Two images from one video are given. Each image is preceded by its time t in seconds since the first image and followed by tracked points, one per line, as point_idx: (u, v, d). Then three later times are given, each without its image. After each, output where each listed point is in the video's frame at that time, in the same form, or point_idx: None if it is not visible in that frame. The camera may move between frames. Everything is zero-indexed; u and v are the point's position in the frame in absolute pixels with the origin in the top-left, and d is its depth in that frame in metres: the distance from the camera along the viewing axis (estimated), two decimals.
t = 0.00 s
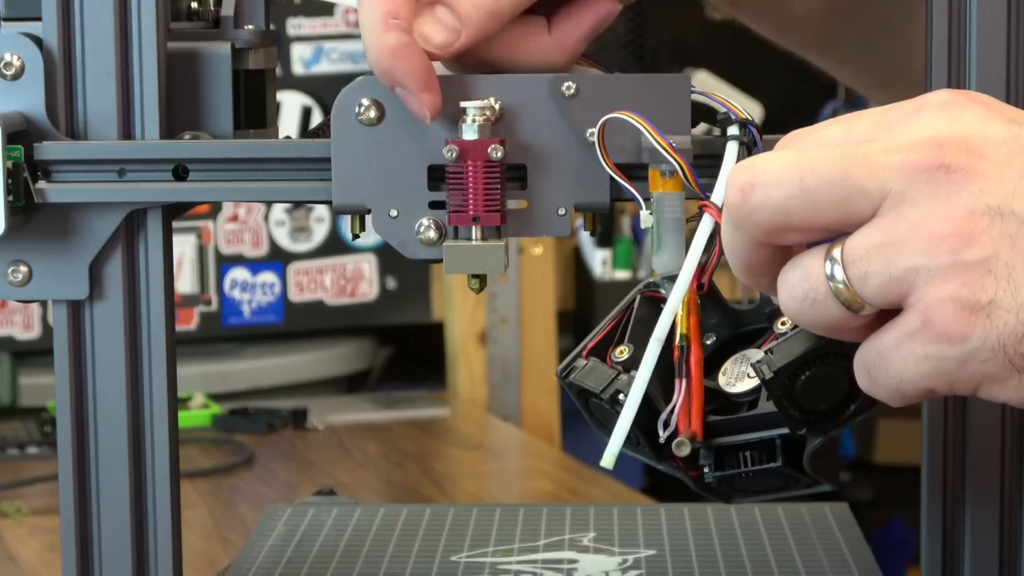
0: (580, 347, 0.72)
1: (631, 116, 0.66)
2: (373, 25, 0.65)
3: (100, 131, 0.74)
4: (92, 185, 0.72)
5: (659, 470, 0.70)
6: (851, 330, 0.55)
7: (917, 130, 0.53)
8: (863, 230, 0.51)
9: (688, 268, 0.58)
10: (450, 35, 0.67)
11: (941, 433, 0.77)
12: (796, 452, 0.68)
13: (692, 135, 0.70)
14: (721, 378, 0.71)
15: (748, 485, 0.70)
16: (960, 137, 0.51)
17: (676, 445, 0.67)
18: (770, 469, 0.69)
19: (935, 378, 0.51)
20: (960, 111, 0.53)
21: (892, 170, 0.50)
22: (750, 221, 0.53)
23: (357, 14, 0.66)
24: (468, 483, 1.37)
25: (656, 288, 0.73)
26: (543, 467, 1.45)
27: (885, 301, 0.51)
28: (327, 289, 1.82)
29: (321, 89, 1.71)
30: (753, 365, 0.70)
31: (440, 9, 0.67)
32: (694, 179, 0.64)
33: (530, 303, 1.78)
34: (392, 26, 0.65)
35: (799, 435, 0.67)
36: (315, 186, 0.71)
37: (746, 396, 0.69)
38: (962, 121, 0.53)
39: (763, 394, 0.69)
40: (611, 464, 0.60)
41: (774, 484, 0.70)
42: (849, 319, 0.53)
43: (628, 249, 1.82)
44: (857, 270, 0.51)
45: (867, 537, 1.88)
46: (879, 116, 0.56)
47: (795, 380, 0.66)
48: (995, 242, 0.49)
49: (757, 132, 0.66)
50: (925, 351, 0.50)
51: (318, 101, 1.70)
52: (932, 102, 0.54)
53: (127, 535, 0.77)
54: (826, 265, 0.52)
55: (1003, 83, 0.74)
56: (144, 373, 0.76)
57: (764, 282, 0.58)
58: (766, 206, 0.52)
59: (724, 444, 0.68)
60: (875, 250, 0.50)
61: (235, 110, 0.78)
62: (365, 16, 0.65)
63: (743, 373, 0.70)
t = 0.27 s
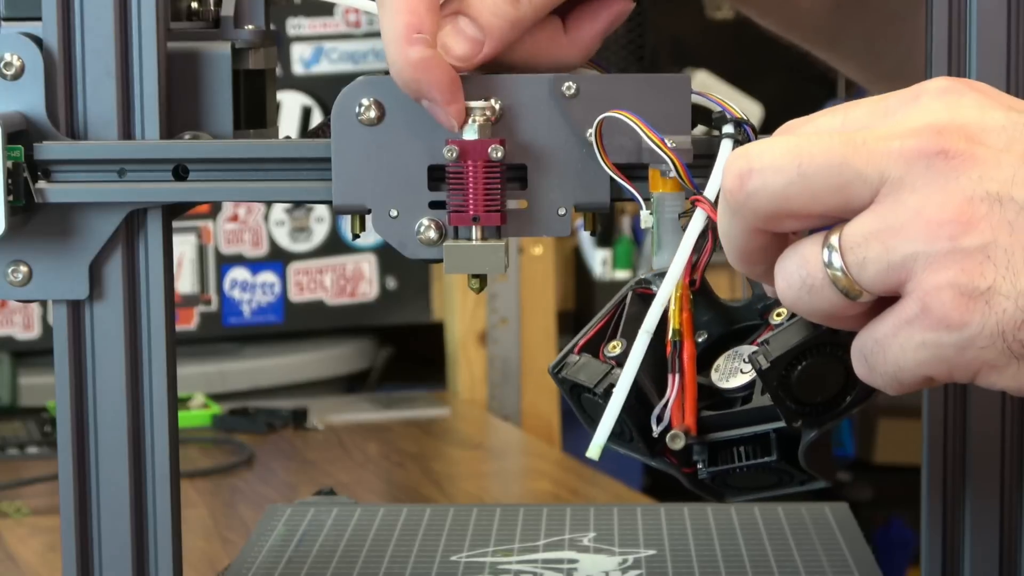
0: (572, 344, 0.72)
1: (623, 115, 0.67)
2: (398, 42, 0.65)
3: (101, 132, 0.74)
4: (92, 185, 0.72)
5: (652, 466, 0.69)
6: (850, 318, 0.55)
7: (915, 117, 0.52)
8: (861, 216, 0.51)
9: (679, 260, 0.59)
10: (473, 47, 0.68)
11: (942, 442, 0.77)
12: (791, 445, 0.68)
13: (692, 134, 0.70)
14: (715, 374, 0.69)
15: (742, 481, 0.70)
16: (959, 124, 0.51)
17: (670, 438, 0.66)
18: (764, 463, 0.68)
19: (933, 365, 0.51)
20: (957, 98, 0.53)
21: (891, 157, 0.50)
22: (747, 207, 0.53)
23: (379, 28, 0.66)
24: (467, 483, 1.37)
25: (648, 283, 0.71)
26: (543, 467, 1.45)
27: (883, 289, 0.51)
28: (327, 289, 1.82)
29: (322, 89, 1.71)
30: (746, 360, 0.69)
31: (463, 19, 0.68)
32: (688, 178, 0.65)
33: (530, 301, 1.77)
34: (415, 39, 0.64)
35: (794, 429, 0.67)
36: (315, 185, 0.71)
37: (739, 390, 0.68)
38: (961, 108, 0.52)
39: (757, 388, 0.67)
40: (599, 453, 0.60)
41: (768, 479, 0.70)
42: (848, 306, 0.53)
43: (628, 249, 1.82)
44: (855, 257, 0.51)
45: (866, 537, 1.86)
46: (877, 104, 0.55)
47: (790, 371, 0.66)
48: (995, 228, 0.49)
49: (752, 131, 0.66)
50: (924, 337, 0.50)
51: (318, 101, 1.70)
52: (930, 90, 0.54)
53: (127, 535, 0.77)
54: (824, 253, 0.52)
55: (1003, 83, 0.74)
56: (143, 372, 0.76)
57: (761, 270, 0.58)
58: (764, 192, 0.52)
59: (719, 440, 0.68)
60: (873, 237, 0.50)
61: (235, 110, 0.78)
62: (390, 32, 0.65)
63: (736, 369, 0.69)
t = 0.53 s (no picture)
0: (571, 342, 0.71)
1: (628, 114, 0.67)
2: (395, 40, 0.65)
3: (101, 131, 0.74)
4: (91, 185, 0.72)
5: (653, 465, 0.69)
6: (854, 316, 0.55)
7: (919, 113, 0.52)
8: (866, 213, 0.51)
9: (681, 258, 0.60)
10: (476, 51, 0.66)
11: (942, 430, 0.77)
12: (791, 444, 0.67)
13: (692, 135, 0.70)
14: (716, 371, 0.70)
15: (742, 480, 0.70)
16: (963, 122, 0.51)
17: (670, 435, 0.66)
18: (764, 461, 0.68)
19: (938, 362, 0.51)
20: (960, 94, 0.53)
21: (895, 153, 0.50)
22: (750, 204, 0.53)
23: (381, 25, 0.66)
24: (467, 483, 1.37)
25: (650, 282, 0.70)
26: (543, 467, 1.46)
27: (888, 286, 0.51)
28: (327, 289, 1.82)
29: (322, 89, 1.71)
30: (747, 359, 0.69)
31: (469, 22, 0.66)
32: (689, 176, 0.65)
33: (530, 301, 1.77)
34: (412, 38, 0.64)
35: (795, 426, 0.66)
36: (315, 185, 0.71)
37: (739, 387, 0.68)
38: (965, 105, 0.52)
39: (758, 386, 0.68)
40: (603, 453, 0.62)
41: (769, 478, 0.69)
42: (852, 304, 0.53)
43: (628, 249, 1.82)
44: (860, 254, 0.51)
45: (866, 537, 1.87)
46: (880, 101, 0.55)
47: (791, 368, 0.65)
48: (999, 226, 0.49)
49: (753, 131, 0.66)
50: (929, 335, 0.51)
51: (318, 101, 1.70)
52: (933, 87, 0.54)
53: (127, 534, 0.77)
54: (828, 251, 0.52)
55: (1003, 83, 0.74)
56: (143, 373, 0.76)
57: (763, 268, 0.58)
58: (767, 189, 0.52)
59: (719, 438, 0.68)
60: (877, 234, 0.50)
61: (235, 110, 0.78)
62: (388, 28, 0.65)
63: (737, 367, 0.69)
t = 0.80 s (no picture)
0: (575, 334, 0.71)
1: (629, 111, 0.67)
2: None
3: (100, 132, 0.74)
4: (92, 185, 0.72)
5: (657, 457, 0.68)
6: (859, 303, 0.55)
7: (926, 98, 0.52)
8: (873, 198, 0.51)
9: (686, 247, 0.60)
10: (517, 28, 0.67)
11: (942, 416, 0.76)
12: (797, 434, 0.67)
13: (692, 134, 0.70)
14: (720, 365, 0.69)
15: (747, 472, 0.69)
16: (971, 107, 0.51)
17: (678, 425, 0.65)
18: (770, 452, 0.67)
19: (944, 347, 0.52)
20: (970, 80, 0.53)
21: (903, 139, 0.51)
22: (757, 189, 0.53)
23: None
24: (468, 483, 1.37)
25: (653, 275, 0.70)
26: (544, 467, 1.46)
27: (894, 271, 0.51)
28: (327, 289, 1.82)
29: (322, 89, 1.71)
30: (752, 351, 0.69)
31: None
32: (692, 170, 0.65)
33: (530, 301, 1.77)
34: None
35: (802, 415, 0.65)
36: (315, 185, 0.71)
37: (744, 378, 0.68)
38: (973, 91, 0.52)
39: (763, 376, 0.67)
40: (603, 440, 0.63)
41: (775, 470, 0.69)
42: (857, 290, 0.53)
43: (628, 248, 1.82)
44: (867, 239, 0.51)
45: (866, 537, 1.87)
46: (888, 88, 0.54)
47: (800, 355, 0.64)
48: (1006, 211, 0.49)
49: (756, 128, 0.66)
50: (935, 320, 0.51)
51: (318, 101, 1.70)
52: (942, 74, 0.54)
53: (127, 534, 0.77)
54: (835, 236, 0.52)
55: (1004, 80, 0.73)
56: (143, 373, 0.76)
57: (769, 255, 0.59)
58: (774, 174, 0.52)
59: (725, 429, 0.67)
60: (884, 219, 0.51)
61: (234, 110, 0.78)
62: None
63: (742, 360, 0.69)
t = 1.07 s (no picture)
0: (572, 333, 0.70)
1: (628, 109, 0.67)
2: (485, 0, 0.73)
3: (101, 132, 0.74)
4: (92, 184, 0.72)
5: (654, 455, 0.69)
6: (855, 294, 0.55)
7: (923, 89, 0.52)
8: (866, 189, 0.51)
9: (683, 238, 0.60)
10: (556, 46, 0.76)
11: (942, 417, 0.76)
12: (793, 430, 0.67)
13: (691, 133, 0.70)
14: (716, 362, 0.70)
15: (744, 470, 0.69)
16: (965, 98, 0.51)
17: (674, 421, 0.64)
18: (765, 449, 0.67)
19: (937, 338, 0.51)
20: (966, 72, 0.53)
21: (899, 129, 0.51)
22: (752, 178, 0.53)
23: None
24: (467, 483, 1.37)
25: (649, 274, 0.70)
26: (543, 466, 1.46)
27: (889, 262, 0.51)
28: (327, 289, 1.82)
29: (321, 89, 1.71)
30: (747, 348, 0.69)
31: (554, 21, 0.76)
32: (690, 168, 0.66)
33: (530, 301, 1.77)
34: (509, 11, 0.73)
35: (797, 410, 0.66)
36: (315, 185, 0.71)
37: (739, 375, 0.68)
38: (969, 83, 0.52)
39: (760, 372, 0.67)
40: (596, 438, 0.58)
41: (771, 468, 0.68)
42: (850, 280, 0.53)
43: (628, 248, 1.82)
44: (860, 230, 0.51)
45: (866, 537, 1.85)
46: (883, 81, 0.55)
47: (794, 350, 0.64)
48: (1000, 201, 0.49)
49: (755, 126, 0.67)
50: (928, 310, 0.50)
51: (318, 101, 1.70)
52: (938, 65, 0.54)
53: (128, 534, 0.77)
54: (828, 228, 0.52)
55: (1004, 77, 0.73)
56: (143, 372, 0.76)
57: (765, 245, 0.58)
58: (769, 164, 0.52)
59: (721, 425, 0.67)
60: (879, 209, 0.50)
61: (234, 110, 0.78)
62: None
63: (738, 357, 0.69)
